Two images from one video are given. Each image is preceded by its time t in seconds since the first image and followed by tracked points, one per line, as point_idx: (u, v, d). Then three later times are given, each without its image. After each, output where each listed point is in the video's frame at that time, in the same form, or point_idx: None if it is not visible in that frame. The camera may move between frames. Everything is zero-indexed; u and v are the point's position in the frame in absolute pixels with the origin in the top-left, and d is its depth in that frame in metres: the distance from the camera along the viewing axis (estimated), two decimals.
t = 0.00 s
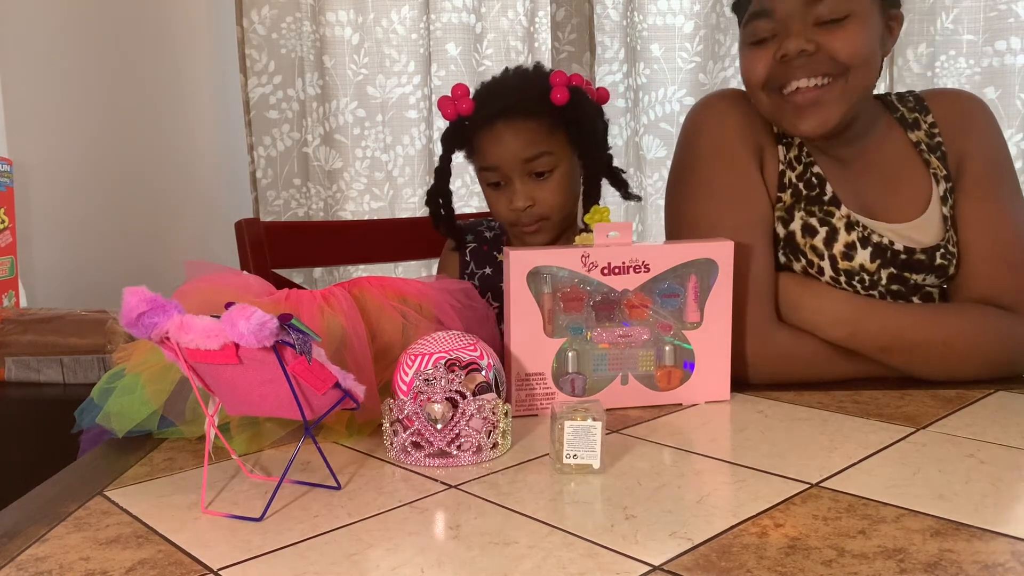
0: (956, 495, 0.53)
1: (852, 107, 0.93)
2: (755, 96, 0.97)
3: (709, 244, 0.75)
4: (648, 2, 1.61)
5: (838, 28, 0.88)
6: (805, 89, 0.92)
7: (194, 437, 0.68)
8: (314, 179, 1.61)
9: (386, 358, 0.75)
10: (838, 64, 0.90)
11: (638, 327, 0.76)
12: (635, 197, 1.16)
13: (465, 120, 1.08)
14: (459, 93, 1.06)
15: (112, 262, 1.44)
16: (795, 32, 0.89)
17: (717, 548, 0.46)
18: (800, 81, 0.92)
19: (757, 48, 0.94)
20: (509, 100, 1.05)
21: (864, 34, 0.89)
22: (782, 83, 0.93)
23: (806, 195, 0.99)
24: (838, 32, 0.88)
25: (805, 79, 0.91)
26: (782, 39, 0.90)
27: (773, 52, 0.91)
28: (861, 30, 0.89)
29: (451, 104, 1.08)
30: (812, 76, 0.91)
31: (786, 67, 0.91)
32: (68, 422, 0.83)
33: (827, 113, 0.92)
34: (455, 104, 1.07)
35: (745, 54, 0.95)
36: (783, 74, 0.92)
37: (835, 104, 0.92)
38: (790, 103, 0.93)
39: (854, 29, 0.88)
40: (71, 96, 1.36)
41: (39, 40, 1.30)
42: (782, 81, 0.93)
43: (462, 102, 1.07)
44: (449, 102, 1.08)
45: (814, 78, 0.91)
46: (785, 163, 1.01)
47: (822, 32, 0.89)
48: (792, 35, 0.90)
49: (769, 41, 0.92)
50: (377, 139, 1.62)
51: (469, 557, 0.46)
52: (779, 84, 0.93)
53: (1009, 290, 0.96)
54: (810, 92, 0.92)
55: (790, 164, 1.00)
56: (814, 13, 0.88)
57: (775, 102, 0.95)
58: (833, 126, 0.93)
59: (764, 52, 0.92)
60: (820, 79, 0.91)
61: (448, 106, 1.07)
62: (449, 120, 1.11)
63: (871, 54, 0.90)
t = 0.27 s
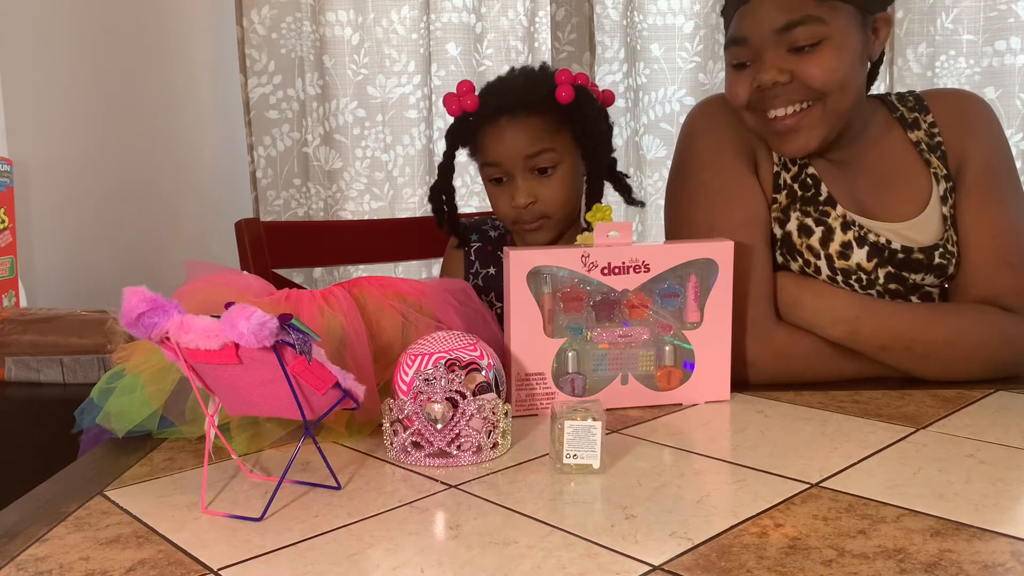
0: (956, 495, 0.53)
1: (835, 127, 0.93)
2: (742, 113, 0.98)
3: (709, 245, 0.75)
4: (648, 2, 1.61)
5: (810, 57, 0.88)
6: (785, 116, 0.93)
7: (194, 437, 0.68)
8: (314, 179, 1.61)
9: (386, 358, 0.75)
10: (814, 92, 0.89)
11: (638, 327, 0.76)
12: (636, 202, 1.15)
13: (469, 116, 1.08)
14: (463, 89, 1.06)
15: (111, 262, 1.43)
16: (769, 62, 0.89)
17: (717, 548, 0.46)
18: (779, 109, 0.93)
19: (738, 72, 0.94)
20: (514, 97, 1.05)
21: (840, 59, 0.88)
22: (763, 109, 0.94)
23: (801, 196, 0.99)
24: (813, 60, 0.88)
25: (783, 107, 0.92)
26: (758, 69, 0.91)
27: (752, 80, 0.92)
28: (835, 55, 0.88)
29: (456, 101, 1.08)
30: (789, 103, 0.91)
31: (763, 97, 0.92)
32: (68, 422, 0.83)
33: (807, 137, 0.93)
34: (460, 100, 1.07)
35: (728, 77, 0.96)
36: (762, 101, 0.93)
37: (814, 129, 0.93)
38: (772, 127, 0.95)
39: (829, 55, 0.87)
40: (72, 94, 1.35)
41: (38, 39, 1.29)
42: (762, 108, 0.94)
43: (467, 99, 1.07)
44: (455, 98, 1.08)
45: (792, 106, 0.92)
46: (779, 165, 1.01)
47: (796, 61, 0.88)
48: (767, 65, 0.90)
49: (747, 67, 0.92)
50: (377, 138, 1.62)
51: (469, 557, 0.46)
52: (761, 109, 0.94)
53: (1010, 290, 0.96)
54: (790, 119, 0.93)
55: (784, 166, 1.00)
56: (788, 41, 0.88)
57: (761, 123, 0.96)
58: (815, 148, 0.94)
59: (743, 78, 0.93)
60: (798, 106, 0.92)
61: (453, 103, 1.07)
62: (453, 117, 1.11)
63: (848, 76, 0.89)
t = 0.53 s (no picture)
0: (957, 495, 0.53)
1: (828, 133, 0.94)
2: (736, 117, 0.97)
3: (708, 245, 0.75)
4: (648, 2, 1.61)
5: (805, 63, 0.88)
6: (779, 122, 0.93)
7: (194, 437, 0.68)
8: (314, 178, 1.61)
9: (386, 357, 0.75)
10: (808, 98, 0.89)
11: (638, 327, 0.76)
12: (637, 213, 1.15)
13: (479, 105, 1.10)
14: (474, 80, 1.09)
15: (111, 262, 1.43)
16: (764, 68, 0.89)
17: (717, 548, 0.46)
18: (773, 114, 0.93)
19: (733, 76, 0.94)
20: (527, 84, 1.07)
21: (834, 66, 0.88)
22: (757, 114, 0.94)
23: (796, 196, 0.99)
24: (808, 66, 0.88)
25: (777, 113, 0.92)
26: (754, 74, 0.90)
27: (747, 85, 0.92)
28: (829, 61, 0.88)
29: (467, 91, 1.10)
30: (783, 109, 0.91)
31: (758, 102, 0.91)
32: (68, 422, 0.83)
33: (800, 143, 0.93)
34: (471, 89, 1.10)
35: (724, 80, 0.95)
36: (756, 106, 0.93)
37: (808, 135, 0.93)
38: (766, 132, 0.95)
39: (824, 62, 0.88)
40: (72, 94, 1.35)
41: (38, 40, 1.29)
42: (757, 112, 0.94)
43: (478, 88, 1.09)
44: (465, 90, 1.10)
45: (786, 112, 0.92)
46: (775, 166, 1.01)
47: (791, 68, 0.88)
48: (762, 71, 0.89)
49: (742, 72, 0.92)
50: (377, 138, 1.62)
51: (469, 557, 0.46)
52: (756, 113, 0.94)
53: (1009, 290, 0.96)
54: (784, 124, 0.93)
55: (779, 168, 1.00)
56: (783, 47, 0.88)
57: (755, 127, 0.96)
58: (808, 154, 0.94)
59: (738, 83, 0.93)
60: (791, 112, 0.91)
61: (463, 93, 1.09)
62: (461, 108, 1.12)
63: (842, 83, 0.89)
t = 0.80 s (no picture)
0: (957, 495, 0.53)
1: (828, 136, 0.94)
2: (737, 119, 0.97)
3: (708, 245, 0.75)
4: (648, 2, 1.61)
5: (805, 68, 0.87)
6: (779, 126, 0.93)
7: (194, 437, 0.68)
8: (314, 178, 1.61)
9: (386, 358, 0.75)
10: (808, 103, 0.89)
11: (638, 327, 0.76)
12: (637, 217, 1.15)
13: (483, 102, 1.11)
14: (479, 76, 1.10)
15: (111, 262, 1.43)
16: (764, 73, 0.89)
17: (717, 547, 0.46)
18: (773, 118, 0.93)
19: (734, 78, 0.93)
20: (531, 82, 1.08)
21: (834, 71, 0.88)
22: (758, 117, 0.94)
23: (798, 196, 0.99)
24: (808, 72, 0.87)
25: (777, 117, 0.92)
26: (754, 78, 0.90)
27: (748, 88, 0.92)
28: (829, 66, 0.88)
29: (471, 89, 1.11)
30: (784, 113, 0.91)
31: (758, 106, 0.91)
32: (68, 422, 0.83)
33: (801, 146, 0.93)
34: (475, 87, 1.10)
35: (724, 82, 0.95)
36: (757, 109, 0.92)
37: (808, 138, 0.93)
38: (767, 135, 0.95)
39: (824, 67, 0.87)
40: (73, 95, 1.36)
41: (38, 40, 1.29)
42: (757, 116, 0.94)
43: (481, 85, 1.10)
44: (469, 88, 1.11)
45: (786, 116, 0.92)
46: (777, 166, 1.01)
47: (791, 73, 0.88)
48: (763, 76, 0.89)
49: (743, 75, 0.92)
50: (377, 138, 1.62)
51: (469, 557, 0.46)
52: (756, 117, 0.94)
53: (1009, 290, 0.96)
54: (784, 129, 0.93)
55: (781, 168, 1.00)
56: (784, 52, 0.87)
57: (755, 129, 0.96)
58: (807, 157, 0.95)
59: (739, 86, 0.93)
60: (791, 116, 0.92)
61: (467, 91, 1.10)
62: (465, 106, 1.13)
63: (842, 87, 0.89)
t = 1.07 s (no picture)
0: (956, 495, 0.53)
1: (836, 138, 0.94)
2: (744, 120, 0.97)
3: (708, 245, 0.75)
4: (648, 2, 1.61)
5: (815, 69, 0.87)
6: (787, 127, 0.93)
7: (194, 437, 0.68)
8: (314, 179, 1.61)
9: (386, 358, 0.75)
10: (816, 106, 0.89)
11: (637, 327, 0.76)
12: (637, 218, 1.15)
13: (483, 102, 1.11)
14: (479, 76, 1.10)
15: (111, 262, 1.43)
16: (774, 74, 0.89)
17: (717, 548, 0.46)
18: (780, 119, 0.93)
19: (742, 79, 0.93)
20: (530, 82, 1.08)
21: (844, 73, 0.88)
22: (765, 118, 0.94)
23: (802, 197, 0.99)
24: (818, 74, 0.87)
25: (785, 118, 0.92)
26: (763, 80, 0.90)
27: (756, 89, 0.91)
28: (839, 68, 0.87)
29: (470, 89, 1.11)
30: (792, 115, 0.91)
31: (767, 108, 0.91)
32: (68, 422, 0.83)
33: (807, 148, 0.93)
34: (475, 87, 1.10)
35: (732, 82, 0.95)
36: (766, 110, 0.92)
37: (815, 140, 0.93)
38: (773, 136, 0.95)
39: (834, 70, 0.87)
40: (72, 95, 1.35)
41: (38, 40, 1.29)
42: (765, 117, 0.93)
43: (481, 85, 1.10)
44: (469, 88, 1.11)
45: (794, 117, 0.92)
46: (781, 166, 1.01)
47: (801, 75, 0.88)
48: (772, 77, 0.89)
49: (752, 76, 0.92)
50: (377, 138, 1.62)
51: (469, 557, 0.46)
52: (764, 118, 0.94)
53: (1009, 290, 0.96)
54: (791, 130, 0.93)
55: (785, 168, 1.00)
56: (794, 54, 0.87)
57: (762, 130, 0.96)
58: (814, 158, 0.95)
59: (748, 87, 0.92)
60: (800, 117, 0.92)
61: (467, 91, 1.10)
62: (465, 106, 1.13)
63: (851, 88, 0.89)
